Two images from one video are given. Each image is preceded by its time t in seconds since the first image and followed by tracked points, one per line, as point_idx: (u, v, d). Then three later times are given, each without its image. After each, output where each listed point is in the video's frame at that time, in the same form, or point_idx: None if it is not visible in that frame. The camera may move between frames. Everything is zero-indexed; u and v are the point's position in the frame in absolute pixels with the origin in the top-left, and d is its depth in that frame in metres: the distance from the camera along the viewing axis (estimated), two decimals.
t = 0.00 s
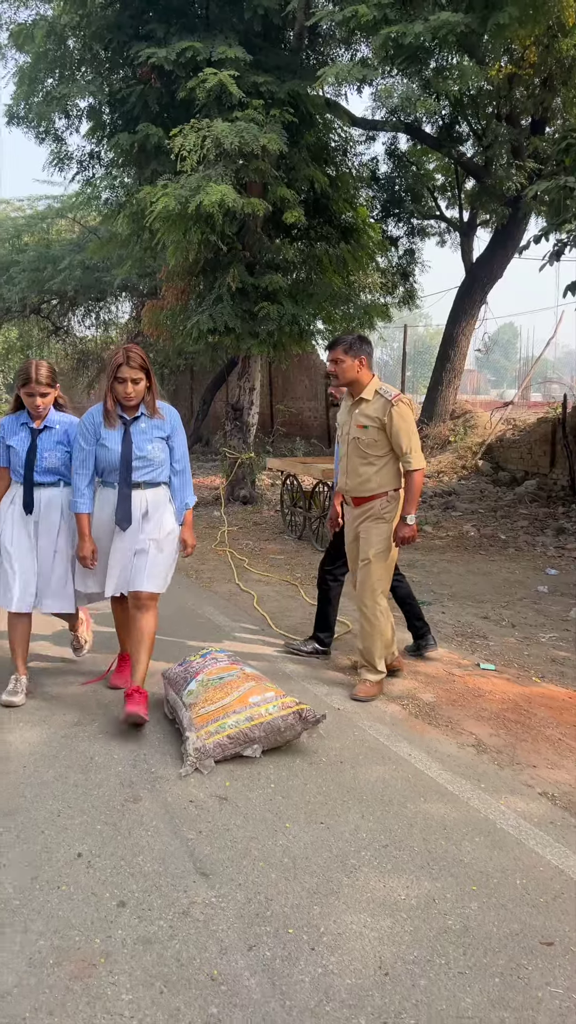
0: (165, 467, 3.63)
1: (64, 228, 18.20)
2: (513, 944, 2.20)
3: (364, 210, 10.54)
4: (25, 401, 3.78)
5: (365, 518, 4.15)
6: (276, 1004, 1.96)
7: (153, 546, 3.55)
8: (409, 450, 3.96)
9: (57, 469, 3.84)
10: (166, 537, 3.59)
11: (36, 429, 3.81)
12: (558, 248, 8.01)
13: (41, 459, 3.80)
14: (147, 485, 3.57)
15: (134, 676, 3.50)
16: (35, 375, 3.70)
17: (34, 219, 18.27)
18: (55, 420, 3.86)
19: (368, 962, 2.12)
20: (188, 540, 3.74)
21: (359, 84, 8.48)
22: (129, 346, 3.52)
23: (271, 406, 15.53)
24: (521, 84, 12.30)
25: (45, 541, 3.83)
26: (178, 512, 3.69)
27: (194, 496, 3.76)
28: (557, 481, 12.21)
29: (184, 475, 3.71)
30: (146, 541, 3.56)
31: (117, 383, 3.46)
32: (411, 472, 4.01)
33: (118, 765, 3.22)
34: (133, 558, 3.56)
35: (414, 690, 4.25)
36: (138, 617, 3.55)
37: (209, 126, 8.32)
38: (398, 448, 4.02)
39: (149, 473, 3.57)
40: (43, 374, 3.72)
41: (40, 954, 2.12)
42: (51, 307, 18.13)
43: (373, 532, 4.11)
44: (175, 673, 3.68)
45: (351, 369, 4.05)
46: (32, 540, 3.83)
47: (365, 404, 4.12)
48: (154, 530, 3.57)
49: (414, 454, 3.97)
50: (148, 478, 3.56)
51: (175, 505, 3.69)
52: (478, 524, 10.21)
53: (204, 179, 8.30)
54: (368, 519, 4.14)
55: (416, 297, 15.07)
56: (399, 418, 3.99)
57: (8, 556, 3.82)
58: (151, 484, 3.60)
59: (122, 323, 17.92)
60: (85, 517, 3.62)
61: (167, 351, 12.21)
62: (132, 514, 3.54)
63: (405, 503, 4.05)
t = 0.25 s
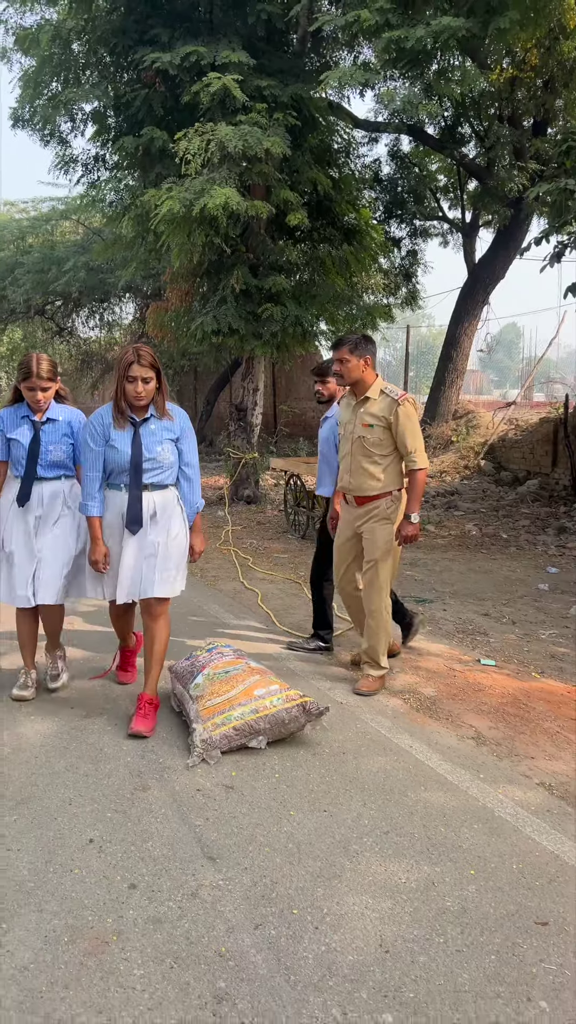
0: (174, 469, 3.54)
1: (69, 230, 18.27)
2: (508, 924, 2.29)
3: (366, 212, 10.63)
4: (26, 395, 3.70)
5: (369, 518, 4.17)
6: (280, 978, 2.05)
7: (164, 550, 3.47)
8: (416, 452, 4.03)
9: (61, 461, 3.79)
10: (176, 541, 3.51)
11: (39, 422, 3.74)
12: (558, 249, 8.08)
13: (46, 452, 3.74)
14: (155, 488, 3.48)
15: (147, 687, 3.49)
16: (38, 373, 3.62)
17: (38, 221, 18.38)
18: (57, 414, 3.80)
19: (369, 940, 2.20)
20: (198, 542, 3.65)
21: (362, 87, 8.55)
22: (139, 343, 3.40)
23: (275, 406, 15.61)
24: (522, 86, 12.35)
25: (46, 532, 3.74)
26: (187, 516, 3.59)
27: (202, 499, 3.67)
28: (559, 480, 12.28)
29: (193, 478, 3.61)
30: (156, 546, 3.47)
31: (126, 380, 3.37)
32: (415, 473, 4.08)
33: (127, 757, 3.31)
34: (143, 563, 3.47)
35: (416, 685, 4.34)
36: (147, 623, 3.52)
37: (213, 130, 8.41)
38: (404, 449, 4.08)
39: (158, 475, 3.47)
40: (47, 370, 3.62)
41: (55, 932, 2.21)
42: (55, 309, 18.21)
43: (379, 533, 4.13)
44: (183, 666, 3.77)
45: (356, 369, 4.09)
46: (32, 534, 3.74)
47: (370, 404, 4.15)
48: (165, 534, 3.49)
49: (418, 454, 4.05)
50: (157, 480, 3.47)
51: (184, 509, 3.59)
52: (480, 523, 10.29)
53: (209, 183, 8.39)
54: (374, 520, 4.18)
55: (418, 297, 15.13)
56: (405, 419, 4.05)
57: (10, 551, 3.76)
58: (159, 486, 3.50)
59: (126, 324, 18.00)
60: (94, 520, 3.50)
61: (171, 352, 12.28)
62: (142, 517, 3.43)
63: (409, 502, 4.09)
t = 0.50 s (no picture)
0: (180, 468, 3.54)
1: (73, 230, 18.36)
2: (502, 905, 2.38)
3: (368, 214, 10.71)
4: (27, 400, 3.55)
5: (375, 518, 4.22)
6: (283, 954, 2.14)
7: (173, 550, 3.47)
8: (420, 451, 4.06)
9: (61, 468, 3.62)
10: (184, 542, 3.51)
11: (40, 428, 3.60)
12: (558, 250, 8.15)
13: (46, 458, 3.58)
14: (161, 488, 3.47)
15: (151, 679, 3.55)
16: (40, 376, 3.49)
17: (43, 222, 18.49)
18: (59, 421, 3.65)
19: (369, 921, 2.29)
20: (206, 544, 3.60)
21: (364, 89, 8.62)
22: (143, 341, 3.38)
23: (278, 406, 15.70)
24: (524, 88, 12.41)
25: (43, 542, 3.56)
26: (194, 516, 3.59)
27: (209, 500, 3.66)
28: (561, 479, 12.36)
29: (199, 478, 3.60)
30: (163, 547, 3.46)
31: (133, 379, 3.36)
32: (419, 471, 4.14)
33: (135, 748, 3.41)
34: (153, 565, 3.45)
35: (417, 679, 4.43)
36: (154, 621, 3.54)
37: (217, 133, 8.49)
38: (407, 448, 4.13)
39: (164, 475, 3.47)
40: (49, 374, 3.51)
41: (67, 913, 2.31)
42: (59, 309, 18.29)
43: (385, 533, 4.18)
44: (189, 660, 3.86)
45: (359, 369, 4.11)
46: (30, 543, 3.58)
47: (375, 405, 4.18)
48: (172, 534, 3.49)
49: (422, 453, 4.08)
50: (164, 480, 3.46)
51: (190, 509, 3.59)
52: (482, 522, 10.37)
53: (212, 185, 8.48)
54: (380, 520, 4.23)
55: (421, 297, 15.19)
56: (409, 418, 4.10)
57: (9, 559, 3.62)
58: (165, 486, 3.50)
59: (130, 324, 18.09)
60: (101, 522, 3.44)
61: (174, 352, 12.37)
62: (151, 518, 3.42)
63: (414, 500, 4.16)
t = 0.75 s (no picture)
0: (185, 467, 3.52)
1: (76, 231, 18.43)
2: (497, 889, 2.46)
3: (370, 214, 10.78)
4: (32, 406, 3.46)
5: (378, 517, 4.24)
6: (284, 935, 2.22)
7: (176, 548, 3.48)
8: (421, 451, 4.08)
9: (63, 478, 3.53)
10: (186, 540, 3.52)
11: (43, 435, 3.51)
12: (558, 250, 8.21)
13: (48, 466, 3.50)
14: (165, 487, 3.46)
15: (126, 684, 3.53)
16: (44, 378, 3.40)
17: (46, 222, 18.57)
18: (63, 429, 3.57)
19: (367, 905, 2.37)
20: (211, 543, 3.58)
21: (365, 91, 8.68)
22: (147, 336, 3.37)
23: (281, 405, 15.77)
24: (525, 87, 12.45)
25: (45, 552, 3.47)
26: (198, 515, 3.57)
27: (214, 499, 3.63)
28: (562, 477, 12.42)
29: (204, 477, 3.58)
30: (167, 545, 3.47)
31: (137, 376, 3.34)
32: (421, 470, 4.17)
33: (140, 740, 3.48)
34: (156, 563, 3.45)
35: (416, 674, 4.50)
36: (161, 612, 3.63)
37: (219, 134, 8.56)
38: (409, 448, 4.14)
39: (167, 474, 3.45)
40: (55, 377, 3.42)
41: (76, 896, 2.39)
42: (63, 309, 18.37)
43: (388, 532, 4.22)
44: (192, 655, 3.94)
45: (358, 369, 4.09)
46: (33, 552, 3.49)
47: (375, 405, 4.18)
48: (174, 533, 3.49)
49: (423, 454, 4.11)
50: (167, 480, 3.45)
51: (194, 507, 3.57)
52: (484, 520, 10.43)
53: (215, 187, 8.55)
54: (384, 520, 4.26)
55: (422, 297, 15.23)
56: (410, 418, 4.11)
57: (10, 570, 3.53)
58: (169, 486, 3.49)
59: (133, 324, 18.16)
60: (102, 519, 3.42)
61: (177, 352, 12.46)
62: (153, 517, 3.42)
63: (416, 498, 4.21)
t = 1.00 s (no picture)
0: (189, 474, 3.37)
1: (79, 230, 18.50)
2: (489, 869, 2.55)
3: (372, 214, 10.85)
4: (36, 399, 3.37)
5: (377, 517, 4.26)
6: (283, 912, 2.31)
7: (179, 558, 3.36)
8: (418, 451, 4.16)
9: (67, 474, 3.43)
10: (188, 547, 3.40)
11: (47, 429, 3.42)
12: (557, 249, 8.27)
13: (52, 461, 3.40)
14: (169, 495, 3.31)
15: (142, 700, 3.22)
16: (49, 373, 3.34)
17: (50, 222, 18.67)
18: (67, 422, 3.48)
19: (363, 884, 2.45)
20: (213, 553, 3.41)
21: (366, 92, 8.74)
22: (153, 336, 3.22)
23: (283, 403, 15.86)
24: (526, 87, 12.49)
25: (50, 549, 3.35)
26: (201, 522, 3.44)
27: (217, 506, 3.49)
28: (563, 475, 12.48)
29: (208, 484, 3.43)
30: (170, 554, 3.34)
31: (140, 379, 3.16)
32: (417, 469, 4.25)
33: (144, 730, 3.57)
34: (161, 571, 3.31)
35: (415, 667, 4.59)
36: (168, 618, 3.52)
37: (221, 135, 8.64)
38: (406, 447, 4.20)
39: (172, 481, 3.30)
40: (61, 369, 3.35)
41: (83, 875, 2.48)
42: (67, 308, 18.46)
43: (387, 531, 4.25)
44: (195, 647, 4.03)
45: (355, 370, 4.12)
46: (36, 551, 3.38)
47: (372, 406, 4.21)
48: (177, 542, 3.36)
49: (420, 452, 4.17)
50: (172, 488, 3.30)
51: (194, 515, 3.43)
52: (484, 518, 10.50)
53: (217, 187, 8.63)
54: (381, 519, 4.27)
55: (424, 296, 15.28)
56: (407, 418, 4.16)
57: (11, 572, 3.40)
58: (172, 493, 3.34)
59: (136, 323, 18.23)
60: (102, 529, 3.24)
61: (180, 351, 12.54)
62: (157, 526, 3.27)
63: (414, 498, 4.29)
